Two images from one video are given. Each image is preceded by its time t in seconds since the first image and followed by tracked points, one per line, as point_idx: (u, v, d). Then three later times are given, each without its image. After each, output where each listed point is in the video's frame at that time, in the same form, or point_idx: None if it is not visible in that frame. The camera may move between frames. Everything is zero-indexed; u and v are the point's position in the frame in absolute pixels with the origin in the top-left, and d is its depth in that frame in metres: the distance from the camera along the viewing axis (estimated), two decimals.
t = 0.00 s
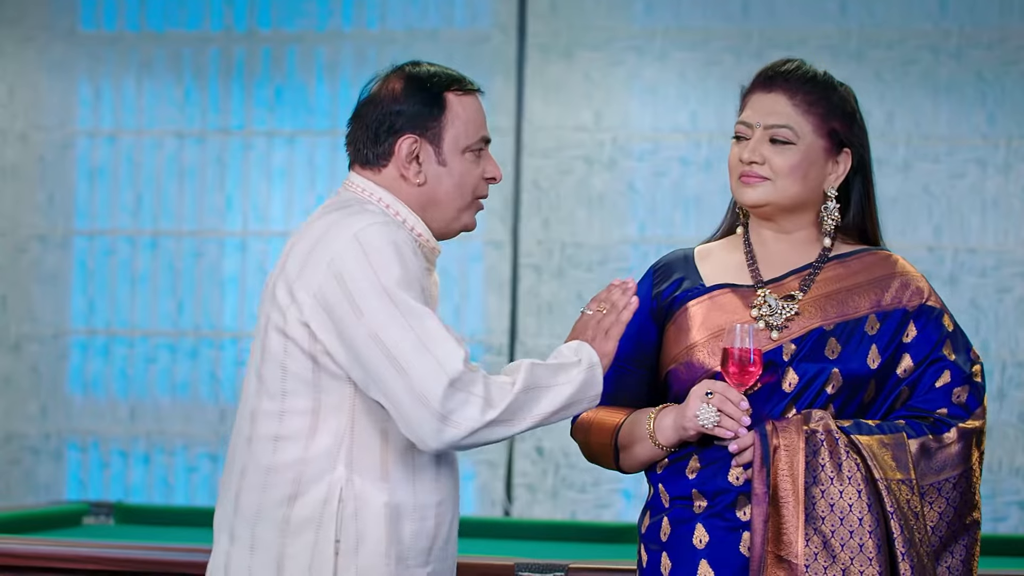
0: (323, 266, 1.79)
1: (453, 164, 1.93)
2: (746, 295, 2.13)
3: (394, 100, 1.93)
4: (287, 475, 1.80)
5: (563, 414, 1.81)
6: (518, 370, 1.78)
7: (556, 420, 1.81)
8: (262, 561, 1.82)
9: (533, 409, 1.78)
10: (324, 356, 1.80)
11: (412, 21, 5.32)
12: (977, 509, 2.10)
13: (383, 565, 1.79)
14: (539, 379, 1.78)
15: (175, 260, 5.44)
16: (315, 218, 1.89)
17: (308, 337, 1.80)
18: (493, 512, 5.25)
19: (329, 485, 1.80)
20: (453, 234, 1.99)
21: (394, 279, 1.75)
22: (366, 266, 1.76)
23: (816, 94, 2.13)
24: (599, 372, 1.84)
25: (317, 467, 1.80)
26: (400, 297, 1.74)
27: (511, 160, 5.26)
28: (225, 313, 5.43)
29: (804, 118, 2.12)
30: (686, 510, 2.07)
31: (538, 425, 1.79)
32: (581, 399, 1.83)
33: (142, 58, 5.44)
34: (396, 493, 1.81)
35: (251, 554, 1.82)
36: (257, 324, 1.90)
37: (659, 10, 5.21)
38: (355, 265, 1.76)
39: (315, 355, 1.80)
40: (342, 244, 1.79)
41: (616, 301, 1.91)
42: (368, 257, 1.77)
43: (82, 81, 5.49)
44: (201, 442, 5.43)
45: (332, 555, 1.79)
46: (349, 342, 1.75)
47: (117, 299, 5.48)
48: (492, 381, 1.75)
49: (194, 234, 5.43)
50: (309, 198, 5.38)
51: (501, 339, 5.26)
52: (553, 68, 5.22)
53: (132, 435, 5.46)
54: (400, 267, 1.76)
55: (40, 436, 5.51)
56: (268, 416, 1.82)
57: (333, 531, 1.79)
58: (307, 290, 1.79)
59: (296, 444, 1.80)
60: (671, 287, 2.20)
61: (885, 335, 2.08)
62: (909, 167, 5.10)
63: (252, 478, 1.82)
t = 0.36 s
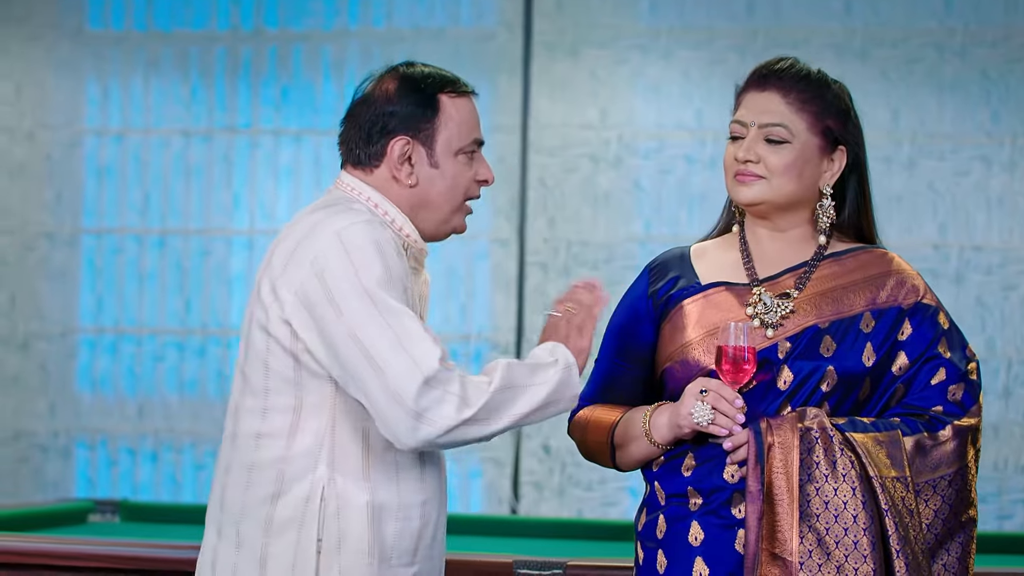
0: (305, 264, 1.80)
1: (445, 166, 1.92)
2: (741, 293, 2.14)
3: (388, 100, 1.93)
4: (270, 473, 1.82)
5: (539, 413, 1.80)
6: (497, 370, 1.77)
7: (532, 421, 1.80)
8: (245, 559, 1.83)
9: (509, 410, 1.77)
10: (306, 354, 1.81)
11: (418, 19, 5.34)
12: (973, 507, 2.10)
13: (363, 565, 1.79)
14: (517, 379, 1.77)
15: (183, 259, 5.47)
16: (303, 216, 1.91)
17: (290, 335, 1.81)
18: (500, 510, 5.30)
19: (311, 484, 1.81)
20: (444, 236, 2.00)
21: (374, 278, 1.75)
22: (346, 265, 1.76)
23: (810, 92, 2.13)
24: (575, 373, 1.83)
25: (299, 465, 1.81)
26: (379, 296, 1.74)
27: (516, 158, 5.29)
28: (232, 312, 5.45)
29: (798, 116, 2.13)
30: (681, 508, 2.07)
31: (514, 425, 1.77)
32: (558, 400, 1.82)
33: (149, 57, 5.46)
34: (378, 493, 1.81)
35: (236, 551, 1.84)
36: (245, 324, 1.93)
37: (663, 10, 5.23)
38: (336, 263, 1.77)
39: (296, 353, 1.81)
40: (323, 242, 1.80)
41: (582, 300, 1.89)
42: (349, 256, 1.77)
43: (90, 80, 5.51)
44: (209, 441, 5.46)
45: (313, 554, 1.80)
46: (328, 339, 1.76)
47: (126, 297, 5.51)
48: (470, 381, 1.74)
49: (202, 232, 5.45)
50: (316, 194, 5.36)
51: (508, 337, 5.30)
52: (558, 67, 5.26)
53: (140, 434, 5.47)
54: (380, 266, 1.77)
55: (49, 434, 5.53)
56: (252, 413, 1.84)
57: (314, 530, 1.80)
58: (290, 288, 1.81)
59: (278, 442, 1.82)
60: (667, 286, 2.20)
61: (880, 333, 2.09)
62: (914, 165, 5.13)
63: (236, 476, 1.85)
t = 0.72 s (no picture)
0: (264, 260, 1.70)
1: (442, 198, 1.79)
2: (746, 288, 2.15)
3: (409, 112, 1.81)
4: (238, 471, 1.71)
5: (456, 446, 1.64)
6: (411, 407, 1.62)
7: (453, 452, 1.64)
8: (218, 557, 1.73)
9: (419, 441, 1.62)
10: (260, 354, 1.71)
11: (434, 15, 5.71)
12: (979, 502, 2.10)
13: None
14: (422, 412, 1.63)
15: (201, 255, 5.83)
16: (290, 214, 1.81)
17: (251, 329, 1.71)
18: (517, 505, 5.57)
19: (279, 489, 1.70)
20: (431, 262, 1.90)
21: (307, 282, 1.62)
22: (288, 263, 1.65)
23: (815, 87, 2.15)
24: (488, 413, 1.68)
25: (270, 467, 1.70)
26: (314, 301, 1.61)
27: (534, 153, 5.61)
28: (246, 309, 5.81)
29: (803, 111, 2.14)
30: (685, 503, 2.08)
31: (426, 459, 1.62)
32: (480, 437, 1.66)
33: (167, 54, 5.85)
34: (345, 504, 1.70)
35: (209, 546, 1.75)
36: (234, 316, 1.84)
37: (680, 6, 5.54)
38: (292, 258, 1.65)
39: (258, 350, 1.71)
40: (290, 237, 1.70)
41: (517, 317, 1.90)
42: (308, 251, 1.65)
43: (108, 77, 5.89)
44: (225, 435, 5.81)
45: (279, 557, 1.67)
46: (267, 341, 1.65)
47: (144, 293, 5.87)
48: (379, 399, 1.60)
49: (219, 228, 5.81)
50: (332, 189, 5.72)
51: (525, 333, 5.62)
52: (574, 64, 5.57)
53: (158, 429, 5.81)
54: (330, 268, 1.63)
55: (68, 430, 5.89)
56: (225, 409, 1.75)
57: (283, 534, 1.68)
58: (251, 282, 1.71)
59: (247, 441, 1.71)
60: (672, 282, 2.21)
61: (884, 329, 2.10)
62: (930, 161, 5.40)
63: (211, 469, 1.74)
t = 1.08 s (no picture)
0: (249, 277, 1.87)
1: (422, 211, 1.92)
2: (747, 285, 2.15)
3: (392, 125, 1.95)
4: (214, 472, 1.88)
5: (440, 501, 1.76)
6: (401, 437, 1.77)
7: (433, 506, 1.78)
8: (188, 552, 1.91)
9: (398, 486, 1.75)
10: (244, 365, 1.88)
11: (447, 15, 5.75)
12: (981, 499, 2.09)
13: None
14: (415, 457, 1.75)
15: (214, 255, 5.89)
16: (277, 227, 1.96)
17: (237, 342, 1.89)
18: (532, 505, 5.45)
19: (246, 491, 1.86)
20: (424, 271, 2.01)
21: (293, 304, 1.79)
22: (273, 281, 1.82)
23: (816, 86, 2.15)
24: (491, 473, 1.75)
25: (239, 471, 1.87)
26: (296, 322, 1.77)
27: (546, 152, 5.67)
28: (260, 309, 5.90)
29: (803, 111, 2.15)
30: (686, 501, 2.08)
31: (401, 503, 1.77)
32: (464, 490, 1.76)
33: (181, 54, 5.91)
34: (311, 512, 1.85)
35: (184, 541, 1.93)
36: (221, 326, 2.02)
37: (691, 6, 5.56)
38: (272, 279, 1.82)
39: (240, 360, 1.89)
40: (269, 256, 1.86)
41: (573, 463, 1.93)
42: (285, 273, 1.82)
43: (122, 77, 5.97)
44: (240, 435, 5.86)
45: (239, 561, 1.84)
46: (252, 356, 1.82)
47: (158, 293, 5.94)
48: (375, 435, 1.75)
49: (234, 228, 5.88)
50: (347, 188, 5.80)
51: (538, 332, 5.66)
52: (587, 62, 5.61)
53: (173, 429, 5.88)
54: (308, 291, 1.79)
55: (82, 429, 5.98)
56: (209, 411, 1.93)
57: (245, 537, 1.84)
58: (238, 293, 1.89)
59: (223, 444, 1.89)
60: (673, 279, 2.22)
61: (885, 326, 2.10)
62: (943, 159, 5.41)
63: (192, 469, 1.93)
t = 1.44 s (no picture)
0: (265, 272, 1.97)
1: (451, 198, 2.00)
2: (747, 282, 2.15)
3: (411, 119, 2.03)
4: (230, 460, 2.00)
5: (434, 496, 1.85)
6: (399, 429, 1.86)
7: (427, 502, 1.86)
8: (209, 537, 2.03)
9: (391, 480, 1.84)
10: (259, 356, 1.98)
11: (461, 14, 5.86)
12: (983, 495, 2.09)
13: (299, 564, 1.92)
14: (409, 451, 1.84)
15: (230, 254, 6.01)
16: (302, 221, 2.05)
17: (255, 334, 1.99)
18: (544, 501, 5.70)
19: (262, 481, 1.97)
20: (457, 257, 2.06)
21: (298, 298, 1.87)
22: (283, 275, 1.91)
23: (815, 84, 2.15)
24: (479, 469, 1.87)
25: (255, 459, 1.98)
26: (301, 314, 1.86)
27: (560, 150, 5.78)
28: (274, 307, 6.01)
29: (804, 109, 2.15)
30: (686, 499, 2.08)
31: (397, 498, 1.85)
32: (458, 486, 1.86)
33: (196, 54, 6.06)
34: (321, 501, 1.94)
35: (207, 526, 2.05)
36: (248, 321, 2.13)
37: (705, 5, 5.69)
38: (282, 273, 1.91)
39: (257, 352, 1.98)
40: (283, 251, 1.95)
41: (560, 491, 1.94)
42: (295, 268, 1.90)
43: (138, 77, 6.12)
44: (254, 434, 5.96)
45: (255, 549, 1.93)
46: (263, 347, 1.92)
47: (173, 292, 6.07)
48: (369, 427, 1.84)
49: (247, 227, 6.00)
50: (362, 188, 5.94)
51: (551, 331, 5.75)
52: (600, 61, 5.74)
53: (188, 428, 6.00)
54: (314, 284, 1.88)
55: (99, 428, 6.12)
56: (230, 403, 2.04)
57: (261, 525, 1.94)
58: (254, 289, 1.99)
59: (241, 432, 2.00)
60: (674, 277, 2.22)
61: (885, 323, 2.10)
62: (955, 158, 5.56)
63: (215, 458, 2.04)
